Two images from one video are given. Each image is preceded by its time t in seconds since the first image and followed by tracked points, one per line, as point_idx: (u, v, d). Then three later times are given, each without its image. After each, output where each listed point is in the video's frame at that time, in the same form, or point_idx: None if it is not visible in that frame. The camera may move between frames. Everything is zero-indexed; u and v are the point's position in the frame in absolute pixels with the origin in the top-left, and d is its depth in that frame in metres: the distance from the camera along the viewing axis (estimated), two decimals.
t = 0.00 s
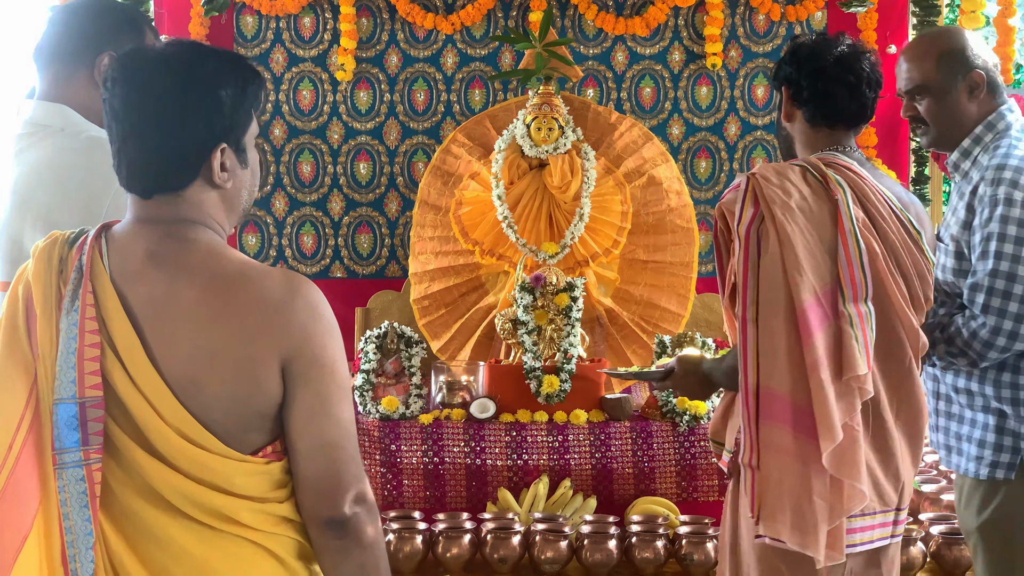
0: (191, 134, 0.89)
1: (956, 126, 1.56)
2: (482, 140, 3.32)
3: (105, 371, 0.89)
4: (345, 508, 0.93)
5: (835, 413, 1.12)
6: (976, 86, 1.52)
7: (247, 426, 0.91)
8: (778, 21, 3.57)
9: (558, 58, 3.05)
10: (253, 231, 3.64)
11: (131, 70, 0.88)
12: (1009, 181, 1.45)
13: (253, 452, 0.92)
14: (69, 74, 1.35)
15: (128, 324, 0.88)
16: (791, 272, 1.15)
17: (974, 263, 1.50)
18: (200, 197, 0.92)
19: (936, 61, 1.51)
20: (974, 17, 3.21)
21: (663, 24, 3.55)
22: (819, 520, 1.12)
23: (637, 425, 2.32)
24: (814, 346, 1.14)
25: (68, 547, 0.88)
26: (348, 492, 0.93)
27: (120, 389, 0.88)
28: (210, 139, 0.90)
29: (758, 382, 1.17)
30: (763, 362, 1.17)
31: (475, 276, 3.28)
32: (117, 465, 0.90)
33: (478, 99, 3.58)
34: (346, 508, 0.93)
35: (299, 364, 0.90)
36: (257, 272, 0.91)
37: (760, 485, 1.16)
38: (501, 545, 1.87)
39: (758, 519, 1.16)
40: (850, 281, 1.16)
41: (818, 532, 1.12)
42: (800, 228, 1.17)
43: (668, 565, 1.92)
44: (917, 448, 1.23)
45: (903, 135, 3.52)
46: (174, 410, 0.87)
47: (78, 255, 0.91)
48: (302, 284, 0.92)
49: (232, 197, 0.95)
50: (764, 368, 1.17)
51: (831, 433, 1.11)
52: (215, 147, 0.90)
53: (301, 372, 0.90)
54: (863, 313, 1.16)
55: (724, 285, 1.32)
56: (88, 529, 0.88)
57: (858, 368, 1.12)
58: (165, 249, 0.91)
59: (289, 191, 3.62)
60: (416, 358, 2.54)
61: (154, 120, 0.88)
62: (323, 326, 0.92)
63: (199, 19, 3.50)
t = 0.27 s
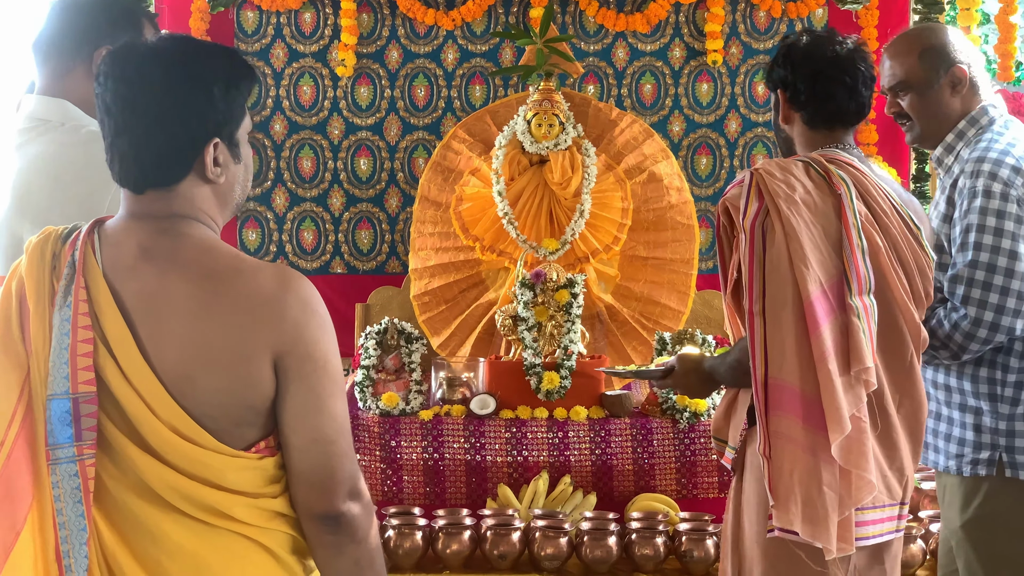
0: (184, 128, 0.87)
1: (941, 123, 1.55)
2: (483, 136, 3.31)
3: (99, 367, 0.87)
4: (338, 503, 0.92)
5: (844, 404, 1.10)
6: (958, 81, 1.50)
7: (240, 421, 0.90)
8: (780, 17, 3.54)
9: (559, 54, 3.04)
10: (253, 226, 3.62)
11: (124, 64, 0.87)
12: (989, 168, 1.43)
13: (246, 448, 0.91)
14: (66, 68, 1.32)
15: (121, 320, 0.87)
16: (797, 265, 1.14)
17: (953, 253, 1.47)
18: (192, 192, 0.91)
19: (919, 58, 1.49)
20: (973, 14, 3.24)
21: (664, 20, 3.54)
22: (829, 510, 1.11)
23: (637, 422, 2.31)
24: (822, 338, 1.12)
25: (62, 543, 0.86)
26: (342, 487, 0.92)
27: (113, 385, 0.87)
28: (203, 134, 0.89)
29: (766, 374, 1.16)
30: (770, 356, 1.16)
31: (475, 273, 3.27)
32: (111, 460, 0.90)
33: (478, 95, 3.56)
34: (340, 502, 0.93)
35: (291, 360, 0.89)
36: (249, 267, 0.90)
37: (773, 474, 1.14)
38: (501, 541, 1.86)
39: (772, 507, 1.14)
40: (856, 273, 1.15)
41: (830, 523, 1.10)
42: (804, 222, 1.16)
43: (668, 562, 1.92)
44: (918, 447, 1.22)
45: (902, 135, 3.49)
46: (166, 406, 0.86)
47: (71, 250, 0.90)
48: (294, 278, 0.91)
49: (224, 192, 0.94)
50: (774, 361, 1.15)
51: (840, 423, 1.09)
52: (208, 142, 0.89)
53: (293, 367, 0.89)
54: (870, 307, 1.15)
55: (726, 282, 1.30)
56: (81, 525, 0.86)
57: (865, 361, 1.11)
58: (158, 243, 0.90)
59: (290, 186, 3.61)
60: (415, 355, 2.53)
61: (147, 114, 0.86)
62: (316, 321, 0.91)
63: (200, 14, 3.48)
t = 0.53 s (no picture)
0: (191, 122, 0.86)
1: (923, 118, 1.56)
2: (482, 133, 3.29)
3: (90, 363, 0.86)
4: (329, 499, 0.92)
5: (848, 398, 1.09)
6: (940, 78, 1.52)
7: (230, 417, 0.89)
8: (778, 14, 3.54)
9: (558, 50, 3.02)
10: (252, 222, 3.61)
11: (131, 57, 0.85)
12: (973, 165, 1.44)
13: (237, 444, 0.90)
14: (67, 62, 1.31)
15: (111, 315, 0.86)
16: (799, 261, 1.13)
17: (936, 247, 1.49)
18: (189, 188, 0.90)
19: (902, 52, 1.51)
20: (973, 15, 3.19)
21: (663, 17, 3.52)
22: (835, 504, 1.10)
23: (636, 418, 2.30)
24: (824, 334, 1.11)
25: (53, 538, 0.86)
26: (333, 484, 0.91)
27: (103, 381, 0.86)
28: (208, 130, 0.88)
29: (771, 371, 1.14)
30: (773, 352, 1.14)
31: (475, 269, 3.27)
32: (101, 457, 0.88)
33: (477, 91, 3.56)
34: (331, 499, 0.92)
35: (283, 356, 0.88)
36: (242, 263, 0.89)
37: (779, 469, 1.12)
38: (499, 538, 1.85)
39: (778, 502, 1.12)
40: (857, 268, 1.14)
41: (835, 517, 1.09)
42: (804, 217, 1.15)
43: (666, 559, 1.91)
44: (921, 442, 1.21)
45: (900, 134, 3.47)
46: (157, 402, 0.85)
47: (63, 246, 0.89)
48: (286, 274, 0.90)
49: (222, 189, 0.93)
50: (775, 357, 1.14)
51: (843, 419, 1.08)
52: (213, 139, 0.89)
53: (285, 363, 0.88)
54: (870, 301, 1.14)
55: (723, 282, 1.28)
56: (73, 521, 0.85)
57: (868, 354, 1.10)
58: (149, 239, 0.88)
59: (288, 182, 3.59)
60: (413, 351, 2.50)
61: (153, 107, 0.85)
62: (308, 316, 0.90)
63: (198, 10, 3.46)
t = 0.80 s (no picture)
0: (192, 121, 0.86)
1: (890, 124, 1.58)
2: (482, 130, 3.30)
3: (87, 361, 0.86)
4: (326, 498, 0.91)
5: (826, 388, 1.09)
6: (901, 83, 1.53)
7: (226, 415, 0.88)
8: (779, 12, 3.53)
9: (558, 50, 2.97)
10: (252, 220, 3.59)
11: (133, 51, 0.84)
12: (947, 164, 1.44)
13: (233, 442, 0.89)
14: (72, 60, 1.30)
15: (108, 313, 0.85)
16: (776, 257, 1.12)
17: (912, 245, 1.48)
18: (188, 185, 0.90)
19: (860, 60, 1.53)
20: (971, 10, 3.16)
21: (664, 15, 3.51)
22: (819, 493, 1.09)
23: (636, 417, 2.28)
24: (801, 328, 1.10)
25: (48, 537, 0.84)
26: (329, 483, 0.91)
27: (100, 378, 0.85)
28: (209, 129, 0.87)
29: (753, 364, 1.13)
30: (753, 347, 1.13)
31: (475, 267, 3.26)
32: (97, 454, 0.87)
33: (477, 89, 3.55)
34: (327, 498, 0.91)
35: (279, 354, 0.88)
36: (237, 260, 0.88)
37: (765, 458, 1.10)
38: (500, 535, 1.84)
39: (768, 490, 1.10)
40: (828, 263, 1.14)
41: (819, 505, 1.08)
42: (779, 214, 1.14)
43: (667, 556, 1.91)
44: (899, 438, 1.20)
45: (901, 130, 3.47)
46: (153, 401, 0.85)
47: (60, 244, 0.88)
48: (282, 272, 0.89)
49: (220, 188, 0.93)
50: (755, 355, 1.13)
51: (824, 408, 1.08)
52: (213, 138, 0.88)
53: (281, 362, 0.88)
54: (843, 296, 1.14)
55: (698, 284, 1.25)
56: (68, 518, 0.84)
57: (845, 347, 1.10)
58: (146, 236, 0.88)
59: (288, 180, 3.58)
60: (414, 350, 2.49)
61: (154, 104, 0.84)
62: (305, 314, 0.89)
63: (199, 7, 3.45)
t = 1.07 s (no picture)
0: (191, 122, 0.85)
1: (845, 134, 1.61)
2: (480, 131, 3.29)
3: (80, 362, 0.85)
4: (319, 501, 0.90)
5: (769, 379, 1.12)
6: (845, 97, 1.55)
7: (221, 417, 0.87)
8: (778, 13, 3.53)
9: (557, 49, 2.99)
10: (250, 221, 3.58)
11: (136, 49, 0.84)
12: (911, 166, 1.42)
13: (227, 444, 0.89)
14: (75, 60, 1.29)
15: (101, 313, 0.84)
16: (724, 252, 1.13)
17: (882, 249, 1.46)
18: (184, 185, 0.89)
19: (804, 76, 1.57)
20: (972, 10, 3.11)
21: (663, 16, 3.51)
22: (762, 479, 1.12)
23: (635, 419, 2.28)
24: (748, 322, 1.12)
25: (40, 538, 0.84)
26: (323, 486, 0.90)
27: (93, 379, 0.84)
28: (209, 131, 0.87)
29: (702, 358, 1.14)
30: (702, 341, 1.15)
31: (473, 268, 3.25)
32: (89, 455, 0.87)
33: (476, 90, 3.54)
34: (321, 501, 0.90)
35: (274, 356, 0.87)
36: (231, 261, 0.87)
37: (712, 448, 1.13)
38: (498, 537, 1.83)
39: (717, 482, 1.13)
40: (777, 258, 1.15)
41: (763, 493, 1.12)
42: (729, 209, 1.15)
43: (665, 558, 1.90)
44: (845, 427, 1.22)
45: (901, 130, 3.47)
46: (147, 402, 0.84)
47: (53, 243, 0.87)
48: (277, 274, 0.88)
49: (216, 190, 0.92)
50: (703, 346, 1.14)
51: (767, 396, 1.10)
52: (212, 140, 0.88)
53: (275, 363, 0.87)
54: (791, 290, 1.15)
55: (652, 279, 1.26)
56: (60, 520, 0.84)
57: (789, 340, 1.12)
58: (139, 237, 0.87)
59: (286, 181, 3.57)
60: (412, 350, 2.48)
61: (154, 103, 0.83)
62: (299, 316, 0.88)
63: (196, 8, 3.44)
